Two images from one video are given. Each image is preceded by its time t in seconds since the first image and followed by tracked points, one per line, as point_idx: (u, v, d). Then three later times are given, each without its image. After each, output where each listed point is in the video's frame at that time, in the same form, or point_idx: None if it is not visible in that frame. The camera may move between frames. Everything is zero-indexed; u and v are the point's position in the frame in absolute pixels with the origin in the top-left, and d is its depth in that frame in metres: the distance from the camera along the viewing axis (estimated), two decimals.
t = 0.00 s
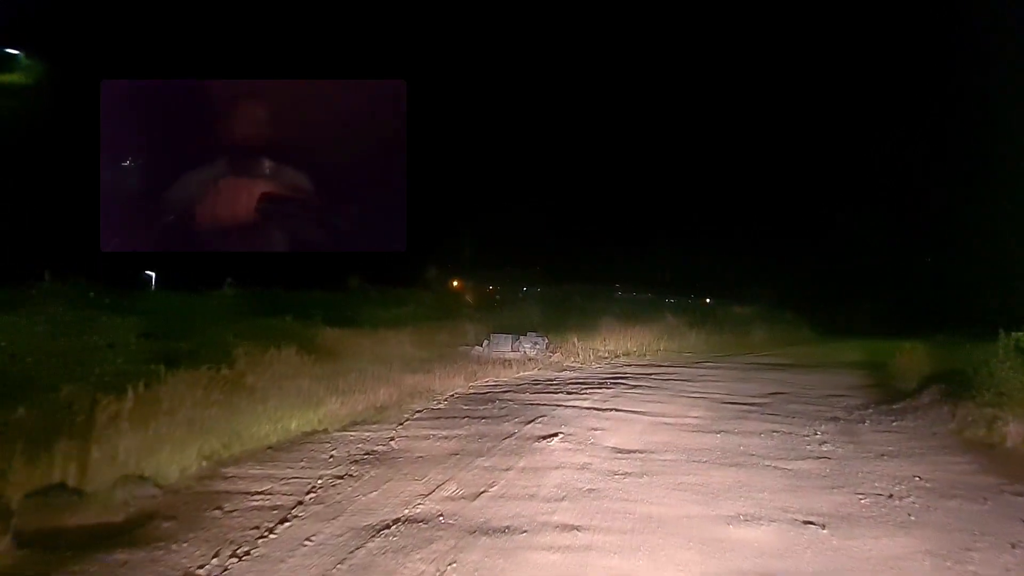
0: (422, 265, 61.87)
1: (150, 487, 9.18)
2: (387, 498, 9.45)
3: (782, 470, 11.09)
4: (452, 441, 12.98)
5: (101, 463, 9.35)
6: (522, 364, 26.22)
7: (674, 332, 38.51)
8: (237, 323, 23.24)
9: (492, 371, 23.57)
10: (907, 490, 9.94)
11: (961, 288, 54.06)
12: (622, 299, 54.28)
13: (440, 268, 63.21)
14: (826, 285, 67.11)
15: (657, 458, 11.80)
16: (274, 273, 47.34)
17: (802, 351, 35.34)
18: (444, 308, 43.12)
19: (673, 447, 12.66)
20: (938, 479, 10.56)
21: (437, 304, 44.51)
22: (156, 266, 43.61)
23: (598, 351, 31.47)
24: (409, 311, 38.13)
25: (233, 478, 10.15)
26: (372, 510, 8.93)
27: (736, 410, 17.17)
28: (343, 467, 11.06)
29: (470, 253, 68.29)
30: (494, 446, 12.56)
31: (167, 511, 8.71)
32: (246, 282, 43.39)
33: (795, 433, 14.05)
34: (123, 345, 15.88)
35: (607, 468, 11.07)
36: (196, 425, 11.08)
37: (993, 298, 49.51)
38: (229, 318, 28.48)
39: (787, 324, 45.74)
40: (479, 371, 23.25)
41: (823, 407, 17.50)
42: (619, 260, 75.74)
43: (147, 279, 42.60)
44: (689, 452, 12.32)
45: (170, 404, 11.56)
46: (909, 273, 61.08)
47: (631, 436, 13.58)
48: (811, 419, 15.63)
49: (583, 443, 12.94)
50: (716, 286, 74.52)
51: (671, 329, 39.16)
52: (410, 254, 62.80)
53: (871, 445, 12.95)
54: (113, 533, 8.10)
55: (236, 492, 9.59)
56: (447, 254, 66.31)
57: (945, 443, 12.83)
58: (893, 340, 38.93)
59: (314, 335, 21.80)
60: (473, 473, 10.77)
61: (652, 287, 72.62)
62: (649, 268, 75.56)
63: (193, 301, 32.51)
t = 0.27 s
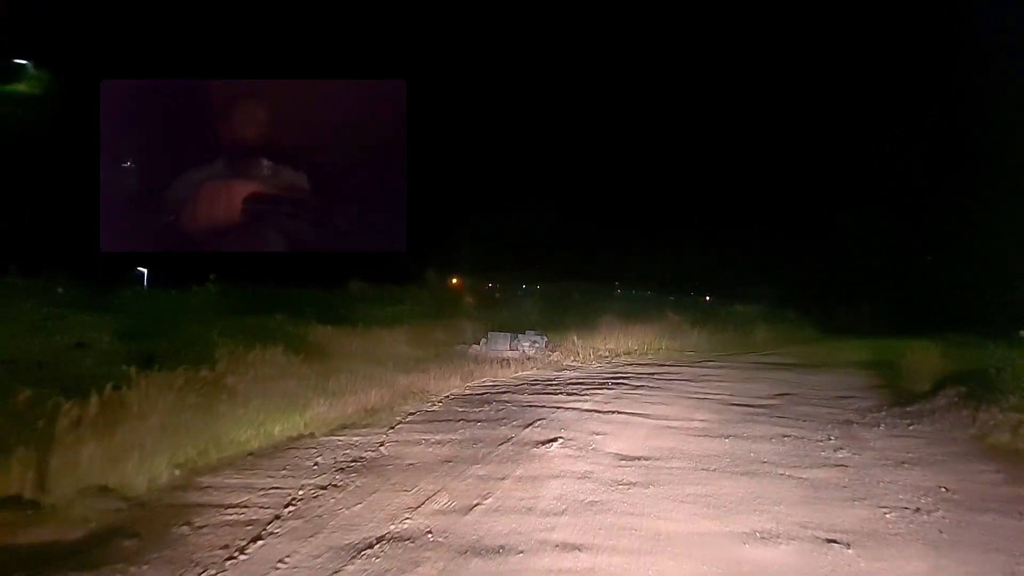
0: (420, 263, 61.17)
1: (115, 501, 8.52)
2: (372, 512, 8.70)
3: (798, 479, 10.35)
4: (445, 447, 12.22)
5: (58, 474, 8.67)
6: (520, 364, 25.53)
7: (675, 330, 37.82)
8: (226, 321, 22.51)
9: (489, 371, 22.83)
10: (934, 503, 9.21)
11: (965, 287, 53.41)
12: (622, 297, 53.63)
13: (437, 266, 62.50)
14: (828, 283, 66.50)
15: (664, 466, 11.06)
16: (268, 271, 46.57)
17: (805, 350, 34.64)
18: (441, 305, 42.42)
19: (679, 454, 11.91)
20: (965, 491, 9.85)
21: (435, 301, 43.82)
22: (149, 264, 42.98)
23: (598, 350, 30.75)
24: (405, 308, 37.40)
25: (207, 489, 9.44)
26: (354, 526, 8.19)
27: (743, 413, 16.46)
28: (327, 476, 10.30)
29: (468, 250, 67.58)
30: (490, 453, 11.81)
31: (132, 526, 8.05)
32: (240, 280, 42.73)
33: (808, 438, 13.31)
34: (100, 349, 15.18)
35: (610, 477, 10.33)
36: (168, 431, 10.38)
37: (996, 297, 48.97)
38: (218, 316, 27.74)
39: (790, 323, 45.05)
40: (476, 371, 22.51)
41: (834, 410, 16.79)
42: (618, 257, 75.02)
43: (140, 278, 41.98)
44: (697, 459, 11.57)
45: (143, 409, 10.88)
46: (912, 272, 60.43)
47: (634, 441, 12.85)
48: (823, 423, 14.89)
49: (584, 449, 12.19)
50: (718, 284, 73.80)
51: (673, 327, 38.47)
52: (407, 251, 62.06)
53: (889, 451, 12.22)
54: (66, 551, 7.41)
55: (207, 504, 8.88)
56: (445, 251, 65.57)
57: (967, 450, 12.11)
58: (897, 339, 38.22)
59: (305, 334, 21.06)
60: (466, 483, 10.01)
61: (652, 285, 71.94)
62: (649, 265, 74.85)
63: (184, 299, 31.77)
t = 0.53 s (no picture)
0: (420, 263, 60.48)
1: (70, 526, 7.86)
2: (353, 537, 7.98)
3: (818, 495, 9.60)
4: (437, 460, 11.47)
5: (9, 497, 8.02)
6: (518, 366, 24.82)
7: (677, 330, 37.10)
8: (214, 325, 21.75)
9: (486, 375, 22.09)
10: (965, 522, 8.50)
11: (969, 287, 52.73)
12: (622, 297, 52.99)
13: (435, 265, 61.75)
14: (829, 282, 65.89)
15: (670, 480, 10.34)
16: (263, 272, 45.80)
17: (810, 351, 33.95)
18: (439, 306, 41.68)
19: (688, 466, 11.16)
20: (996, 507, 9.13)
21: (432, 302, 43.09)
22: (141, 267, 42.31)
23: (599, 352, 30.02)
24: (402, 309, 36.65)
25: (177, 511, 8.75)
26: (332, 554, 7.47)
27: (751, 419, 15.73)
28: (309, 494, 9.56)
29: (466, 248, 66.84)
30: (485, 467, 11.05)
31: (88, 554, 7.40)
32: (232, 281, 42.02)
33: (822, 447, 12.56)
34: (75, 362, 14.48)
35: (614, 494, 9.59)
36: (136, 448, 9.72)
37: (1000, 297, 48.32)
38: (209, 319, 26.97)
39: (793, 323, 44.36)
40: (473, 374, 21.76)
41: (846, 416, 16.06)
42: (618, 256, 74.31)
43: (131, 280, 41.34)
44: (707, 472, 10.82)
45: (109, 425, 10.23)
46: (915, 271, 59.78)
47: (637, 452, 12.13)
48: (836, 430, 14.16)
49: (586, 461, 11.44)
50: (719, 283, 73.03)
51: (674, 328, 37.76)
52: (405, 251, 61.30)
53: (910, 462, 11.48)
54: None
55: (175, 529, 8.20)
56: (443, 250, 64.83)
57: (993, 463, 11.39)
58: (903, 339, 37.51)
59: (295, 338, 20.32)
60: (459, 502, 9.26)
61: (653, 284, 71.23)
62: (649, 264, 74.13)
63: (174, 302, 31.01)
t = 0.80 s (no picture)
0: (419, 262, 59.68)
1: (20, 546, 7.19)
2: (331, 559, 7.22)
3: (840, 509, 8.85)
4: (429, 469, 10.71)
5: None
6: (516, 367, 24.06)
7: (679, 330, 36.37)
8: (202, 326, 20.98)
9: (483, 376, 21.33)
10: (1004, 540, 7.77)
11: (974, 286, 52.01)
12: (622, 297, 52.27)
13: (433, 264, 60.98)
14: (832, 282, 65.15)
15: (679, 492, 9.61)
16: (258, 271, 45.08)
17: (814, 352, 33.22)
18: (436, 305, 40.93)
19: (698, 476, 10.41)
20: None
21: (430, 301, 42.33)
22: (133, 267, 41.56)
23: (599, 352, 29.27)
24: (398, 309, 35.90)
25: (142, 528, 8.05)
26: None
27: (761, 423, 15.00)
28: (288, 509, 8.82)
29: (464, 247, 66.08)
30: (480, 476, 10.31)
31: None
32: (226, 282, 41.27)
33: (840, 455, 11.81)
34: (49, 368, 13.78)
35: (619, 507, 8.86)
36: (99, 461, 9.07)
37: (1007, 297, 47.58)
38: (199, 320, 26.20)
39: (797, 323, 43.62)
40: (470, 376, 21.00)
41: (861, 420, 15.32)
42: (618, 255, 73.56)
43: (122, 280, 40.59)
44: (719, 483, 10.07)
45: (71, 438, 9.60)
46: (918, 270, 59.08)
47: (643, 460, 11.40)
48: (852, 436, 13.43)
49: (588, 471, 10.69)
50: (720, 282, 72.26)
51: (676, 328, 37.01)
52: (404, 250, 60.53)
53: (935, 472, 10.74)
54: None
55: (137, 547, 7.51)
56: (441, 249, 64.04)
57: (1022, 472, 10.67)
58: (910, 340, 36.80)
59: (285, 339, 19.56)
60: (451, 517, 8.51)
61: (653, 283, 70.49)
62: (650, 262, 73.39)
63: (163, 303, 30.23)
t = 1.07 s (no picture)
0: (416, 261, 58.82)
1: None
2: None
3: (868, 528, 8.11)
4: (421, 483, 9.98)
5: None
6: (515, 370, 23.28)
7: (681, 330, 35.60)
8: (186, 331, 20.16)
9: (481, 380, 20.55)
10: None
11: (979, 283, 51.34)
12: (623, 296, 51.50)
13: (431, 263, 60.20)
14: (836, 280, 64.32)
15: (691, 508, 8.88)
16: (252, 272, 44.31)
17: (821, 351, 32.53)
18: (434, 306, 40.15)
19: (710, 489, 9.68)
20: None
21: (427, 302, 41.56)
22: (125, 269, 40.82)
23: (600, 353, 28.48)
24: (394, 309, 35.12)
25: (100, 556, 7.32)
26: None
27: (772, 429, 14.25)
28: (264, 531, 8.08)
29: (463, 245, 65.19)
30: (474, 491, 9.57)
31: None
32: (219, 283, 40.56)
33: (860, 464, 11.07)
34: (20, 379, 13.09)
35: (626, 527, 8.13)
36: (55, 483, 8.38)
37: (1014, 294, 46.79)
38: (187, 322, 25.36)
39: (802, 321, 42.82)
40: (467, 379, 20.21)
41: (877, 425, 14.56)
42: (618, 253, 72.74)
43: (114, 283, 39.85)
44: (732, 498, 9.34)
45: (27, 457, 8.90)
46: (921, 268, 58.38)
47: (649, 471, 10.67)
48: (870, 442, 12.69)
49: (592, 484, 9.94)
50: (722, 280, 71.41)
51: (679, 327, 36.21)
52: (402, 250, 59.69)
53: (965, 484, 10.00)
54: None
55: None
56: (439, 247, 63.19)
57: None
58: (917, 339, 36.08)
59: (274, 342, 18.75)
60: (442, 540, 7.77)
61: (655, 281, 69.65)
62: (650, 260, 72.57)
63: (151, 306, 29.39)
